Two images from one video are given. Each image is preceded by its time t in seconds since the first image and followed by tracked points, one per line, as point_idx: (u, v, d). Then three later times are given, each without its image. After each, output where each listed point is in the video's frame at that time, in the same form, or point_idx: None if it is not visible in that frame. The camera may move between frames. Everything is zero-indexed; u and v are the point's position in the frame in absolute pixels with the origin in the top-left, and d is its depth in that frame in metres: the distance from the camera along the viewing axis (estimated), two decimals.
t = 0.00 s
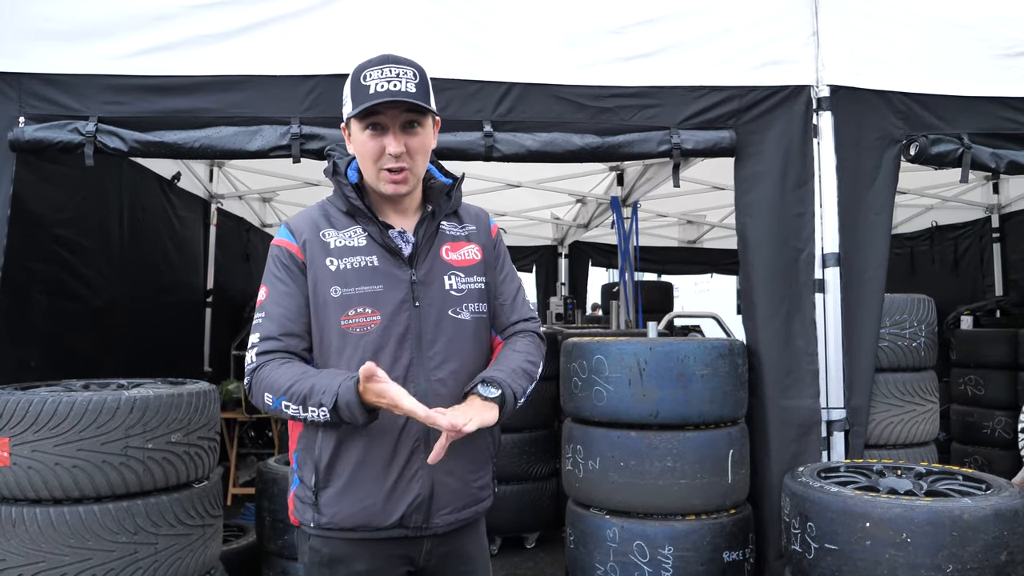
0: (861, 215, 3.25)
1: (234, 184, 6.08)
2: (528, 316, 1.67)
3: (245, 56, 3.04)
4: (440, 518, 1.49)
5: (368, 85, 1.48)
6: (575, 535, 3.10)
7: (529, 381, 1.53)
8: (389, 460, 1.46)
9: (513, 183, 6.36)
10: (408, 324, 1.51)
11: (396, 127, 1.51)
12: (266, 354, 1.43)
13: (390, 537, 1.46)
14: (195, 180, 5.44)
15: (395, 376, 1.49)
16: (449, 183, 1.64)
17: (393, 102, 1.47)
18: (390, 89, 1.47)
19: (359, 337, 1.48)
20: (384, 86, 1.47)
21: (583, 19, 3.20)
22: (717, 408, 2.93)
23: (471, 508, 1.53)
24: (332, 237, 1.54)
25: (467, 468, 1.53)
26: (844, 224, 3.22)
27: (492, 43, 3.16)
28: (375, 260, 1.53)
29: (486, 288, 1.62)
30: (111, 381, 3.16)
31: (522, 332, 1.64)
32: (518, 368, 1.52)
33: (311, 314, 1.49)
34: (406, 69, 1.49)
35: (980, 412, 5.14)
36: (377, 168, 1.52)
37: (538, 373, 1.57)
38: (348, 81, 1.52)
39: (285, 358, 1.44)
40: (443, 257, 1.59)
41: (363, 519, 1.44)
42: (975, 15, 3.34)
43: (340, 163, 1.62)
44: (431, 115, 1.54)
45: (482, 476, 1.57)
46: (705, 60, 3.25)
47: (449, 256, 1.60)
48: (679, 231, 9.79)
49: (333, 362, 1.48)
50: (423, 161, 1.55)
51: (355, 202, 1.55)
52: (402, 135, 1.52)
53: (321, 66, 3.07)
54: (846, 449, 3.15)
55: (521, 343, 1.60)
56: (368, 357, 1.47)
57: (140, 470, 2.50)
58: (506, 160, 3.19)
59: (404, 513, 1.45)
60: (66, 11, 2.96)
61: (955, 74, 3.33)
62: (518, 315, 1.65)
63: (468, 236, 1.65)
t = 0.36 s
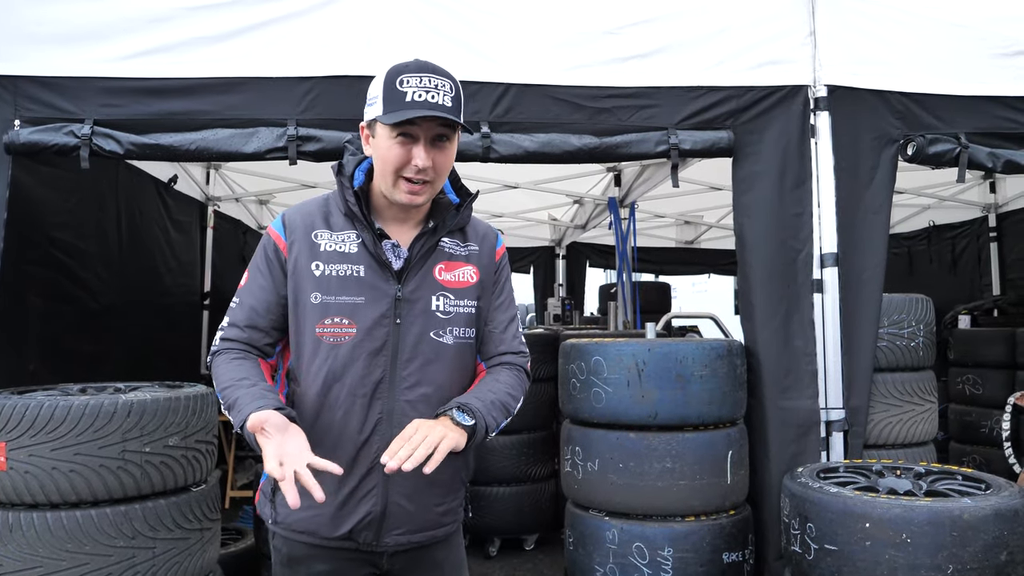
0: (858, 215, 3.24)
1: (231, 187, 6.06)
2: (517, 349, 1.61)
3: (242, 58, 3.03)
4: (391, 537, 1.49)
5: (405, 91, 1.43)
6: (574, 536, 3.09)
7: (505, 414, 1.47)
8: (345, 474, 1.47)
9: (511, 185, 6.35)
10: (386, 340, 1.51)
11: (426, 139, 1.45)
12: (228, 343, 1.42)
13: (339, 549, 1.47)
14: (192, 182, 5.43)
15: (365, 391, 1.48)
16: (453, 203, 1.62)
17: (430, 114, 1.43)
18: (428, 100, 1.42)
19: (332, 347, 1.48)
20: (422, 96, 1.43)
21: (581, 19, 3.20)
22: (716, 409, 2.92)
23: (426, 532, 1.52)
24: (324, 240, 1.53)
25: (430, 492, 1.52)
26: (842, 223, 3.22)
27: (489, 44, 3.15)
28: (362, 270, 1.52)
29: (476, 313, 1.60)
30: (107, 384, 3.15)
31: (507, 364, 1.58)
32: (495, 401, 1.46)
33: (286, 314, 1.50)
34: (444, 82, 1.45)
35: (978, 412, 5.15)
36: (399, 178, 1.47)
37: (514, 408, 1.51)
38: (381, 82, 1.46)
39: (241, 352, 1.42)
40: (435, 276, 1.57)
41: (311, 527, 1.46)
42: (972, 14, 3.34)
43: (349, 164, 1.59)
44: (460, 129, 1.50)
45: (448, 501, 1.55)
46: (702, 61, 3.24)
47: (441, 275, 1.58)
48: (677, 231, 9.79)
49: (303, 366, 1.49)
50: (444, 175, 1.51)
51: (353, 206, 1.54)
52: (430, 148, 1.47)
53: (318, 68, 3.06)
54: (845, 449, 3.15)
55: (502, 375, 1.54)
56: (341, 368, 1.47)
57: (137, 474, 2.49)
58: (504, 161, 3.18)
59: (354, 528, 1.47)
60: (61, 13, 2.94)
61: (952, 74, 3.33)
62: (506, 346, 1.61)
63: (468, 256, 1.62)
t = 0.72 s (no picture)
0: (857, 218, 3.24)
1: (231, 191, 6.06)
2: (503, 365, 1.65)
3: (241, 62, 3.03)
4: (373, 548, 1.49)
5: (410, 113, 1.42)
6: (575, 540, 3.09)
7: (484, 437, 1.51)
8: (329, 485, 1.46)
9: (510, 188, 6.36)
10: (374, 354, 1.51)
11: (426, 164, 1.44)
12: (235, 357, 1.42)
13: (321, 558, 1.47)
14: (192, 186, 5.43)
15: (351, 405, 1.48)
16: (442, 215, 1.60)
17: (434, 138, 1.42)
18: (433, 123, 1.42)
19: (321, 360, 1.48)
20: (427, 119, 1.42)
21: (580, 23, 3.20)
22: (715, 412, 2.92)
23: (412, 544, 1.52)
24: (314, 250, 1.52)
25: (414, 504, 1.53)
26: (841, 226, 3.22)
27: (489, 48, 3.15)
28: (351, 283, 1.52)
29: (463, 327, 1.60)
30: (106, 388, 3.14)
31: (493, 380, 1.62)
32: (475, 426, 1.48)
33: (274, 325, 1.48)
34: (447, 103, 1.45)
35: (977, 414, 5.15)
36: (395, 199, 1.46)
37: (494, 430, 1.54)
38: (383, 98, 1.44)
39: (252, 366, 1.43)
40: (424, 289, 1.57)
41: (292, 535, 1.46)
42: (971, 17, 3.34)
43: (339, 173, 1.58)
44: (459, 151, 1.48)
45: (431, 512, 1.56)
46: (702, 64, 3.24)
47: (430, 289, 1.58)
48: (676, 234, 9.81)
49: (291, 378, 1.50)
50: (441, 195, 1.51)
51: (343, 218, 1.52)
52: (431, 171, 1.45)
53: (317, 72, 3.06)
54: (846, 452, 3.15)
55: (488, 394, 1.58)
56: (328, 381, 1.48)
57: (137, 479, 2.49)
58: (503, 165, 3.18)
59: (336, 539, 1.46)
60: (61, 17, 2.95)
61: (950, 77, 3.33)
62: (493, 361, 1.65)
63: (456, 270, 1.63)
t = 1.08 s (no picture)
0: (852, 218, 3.26)
1: (225, 194, 6.10)
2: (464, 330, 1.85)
3: (236, 64, 3.03)
4: (423, 528, 1.58)
5: (446, 113, 1.52)
6: (572, 542, 3.09)
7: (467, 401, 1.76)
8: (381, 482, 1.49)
9: (505, 189, 6.37)
10: (395, 343, 1.56)
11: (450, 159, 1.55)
12: (255, 391, 1.37)
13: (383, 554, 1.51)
14: (186, 188, 5.42)
15: (382, 399, 1.52)
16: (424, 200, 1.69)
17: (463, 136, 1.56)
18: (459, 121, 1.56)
19: (350, 362, 1.50)
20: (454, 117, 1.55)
21: (575, 25, 3.21)
22: (711, 413, 2.93)
23: (444, 517, 1.64)
24: (314, 257, 1.50)
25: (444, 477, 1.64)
26: (836, 227, 3.23)
27: (484, 50, 3.16)
28: (362, 280, 1.54)
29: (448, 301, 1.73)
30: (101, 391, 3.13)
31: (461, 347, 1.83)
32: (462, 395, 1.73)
33: (295, 342, 1.45)
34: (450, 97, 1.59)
35: (971, 414, 5.18)
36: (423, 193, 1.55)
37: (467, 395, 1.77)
38: (421, 96, 1.47)
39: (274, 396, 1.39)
40: (415, 274, 1.66)
41: (357, 541, 1.46)
42: (964, 19, 3.36)
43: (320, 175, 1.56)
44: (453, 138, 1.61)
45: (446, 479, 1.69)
46: (697, 66, 3.25)
47: (419, 272, 1.67)
48: (671, 235, 9.82)
49: (318, 390, 1.49)
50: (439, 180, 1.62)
51: (344, 219, 1.53)
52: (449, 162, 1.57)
53: (313, 74, 3.06)
54: (841, 452, 3.16)
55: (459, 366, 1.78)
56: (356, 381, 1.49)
57: (132, 482, 2.48)
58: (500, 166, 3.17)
59: (397, 530, 1.51)
60: (55, 19, 2.94)
61: (944, 79, 3.35)
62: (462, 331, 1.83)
63: (429, 251, 1.74)
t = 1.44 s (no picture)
0: (839, 216, 3.28)
1: (214, 191, 6.08)
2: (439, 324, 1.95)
3: (223, 61, 3.02)
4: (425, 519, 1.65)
5: (460, 129, 1.59)
6: (561, 538, 3.10)
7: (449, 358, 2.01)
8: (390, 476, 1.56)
9: (494, 187, 6.36)
10: (397, 337, 1.64)
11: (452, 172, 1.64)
12: (268, 395, 1.35)
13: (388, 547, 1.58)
14: (173, 186, 5.39)
15: (391, 391, 1.59)
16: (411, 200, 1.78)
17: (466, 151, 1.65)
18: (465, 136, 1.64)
19: (360, 357, 1.56)
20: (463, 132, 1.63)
21: (563, 23, 3.22)
22: (699, 409, 2.94)
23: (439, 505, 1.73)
24: (324, 254, 1.53)
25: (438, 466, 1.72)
26: (822, 225, 3.25)
27: (473, 48, 3.16)
28: (367, 278, 1.60)
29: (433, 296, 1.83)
30: (89, 391, 3.11)
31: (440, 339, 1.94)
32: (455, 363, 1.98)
33: (310, 339, 1.49)
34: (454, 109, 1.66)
35: (957, 409, 5.22)
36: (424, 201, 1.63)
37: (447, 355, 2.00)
38: (443, 111, 1.54)
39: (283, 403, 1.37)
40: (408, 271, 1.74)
41: (369, 537, 1.52)
42: (950, 18, 3.38)
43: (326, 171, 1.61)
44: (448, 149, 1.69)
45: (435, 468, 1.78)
46: (686, 64, 3.26)
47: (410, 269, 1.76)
48: (659, 233, 9.85)
49: (329, 385, 1.53)
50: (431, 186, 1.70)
51: (353, 214, 1.59)
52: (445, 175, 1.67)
53: (301, 71, 3.05)
54: (828, 448, 3.18)
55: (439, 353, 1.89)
56: (366, 374, 1.56)
57: (119, 482, 2.47)
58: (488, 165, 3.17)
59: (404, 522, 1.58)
60: (39, 16, 2.92)
61: (929, 77, 3.37)
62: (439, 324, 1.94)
63: (414, 249, 1.82)
